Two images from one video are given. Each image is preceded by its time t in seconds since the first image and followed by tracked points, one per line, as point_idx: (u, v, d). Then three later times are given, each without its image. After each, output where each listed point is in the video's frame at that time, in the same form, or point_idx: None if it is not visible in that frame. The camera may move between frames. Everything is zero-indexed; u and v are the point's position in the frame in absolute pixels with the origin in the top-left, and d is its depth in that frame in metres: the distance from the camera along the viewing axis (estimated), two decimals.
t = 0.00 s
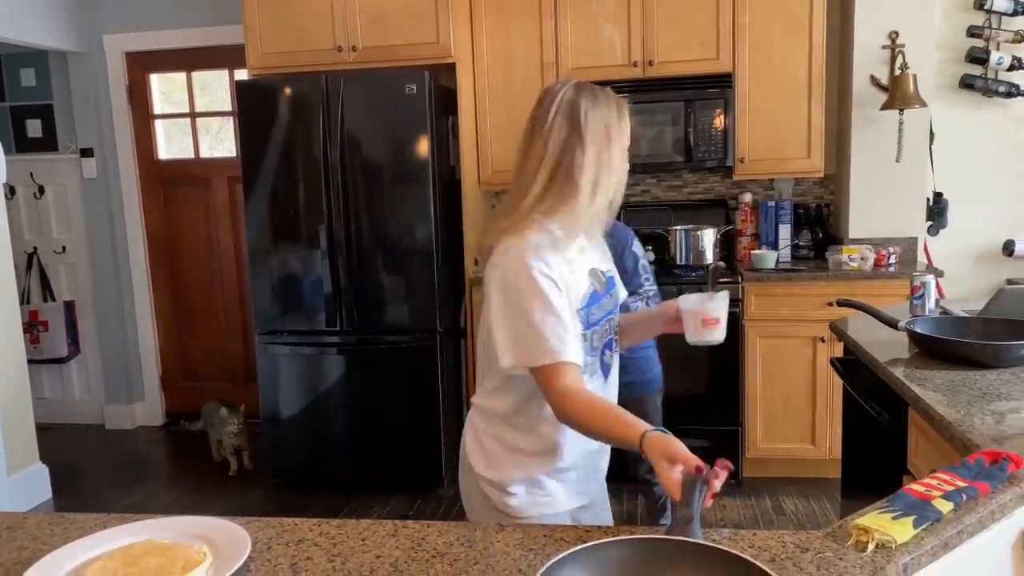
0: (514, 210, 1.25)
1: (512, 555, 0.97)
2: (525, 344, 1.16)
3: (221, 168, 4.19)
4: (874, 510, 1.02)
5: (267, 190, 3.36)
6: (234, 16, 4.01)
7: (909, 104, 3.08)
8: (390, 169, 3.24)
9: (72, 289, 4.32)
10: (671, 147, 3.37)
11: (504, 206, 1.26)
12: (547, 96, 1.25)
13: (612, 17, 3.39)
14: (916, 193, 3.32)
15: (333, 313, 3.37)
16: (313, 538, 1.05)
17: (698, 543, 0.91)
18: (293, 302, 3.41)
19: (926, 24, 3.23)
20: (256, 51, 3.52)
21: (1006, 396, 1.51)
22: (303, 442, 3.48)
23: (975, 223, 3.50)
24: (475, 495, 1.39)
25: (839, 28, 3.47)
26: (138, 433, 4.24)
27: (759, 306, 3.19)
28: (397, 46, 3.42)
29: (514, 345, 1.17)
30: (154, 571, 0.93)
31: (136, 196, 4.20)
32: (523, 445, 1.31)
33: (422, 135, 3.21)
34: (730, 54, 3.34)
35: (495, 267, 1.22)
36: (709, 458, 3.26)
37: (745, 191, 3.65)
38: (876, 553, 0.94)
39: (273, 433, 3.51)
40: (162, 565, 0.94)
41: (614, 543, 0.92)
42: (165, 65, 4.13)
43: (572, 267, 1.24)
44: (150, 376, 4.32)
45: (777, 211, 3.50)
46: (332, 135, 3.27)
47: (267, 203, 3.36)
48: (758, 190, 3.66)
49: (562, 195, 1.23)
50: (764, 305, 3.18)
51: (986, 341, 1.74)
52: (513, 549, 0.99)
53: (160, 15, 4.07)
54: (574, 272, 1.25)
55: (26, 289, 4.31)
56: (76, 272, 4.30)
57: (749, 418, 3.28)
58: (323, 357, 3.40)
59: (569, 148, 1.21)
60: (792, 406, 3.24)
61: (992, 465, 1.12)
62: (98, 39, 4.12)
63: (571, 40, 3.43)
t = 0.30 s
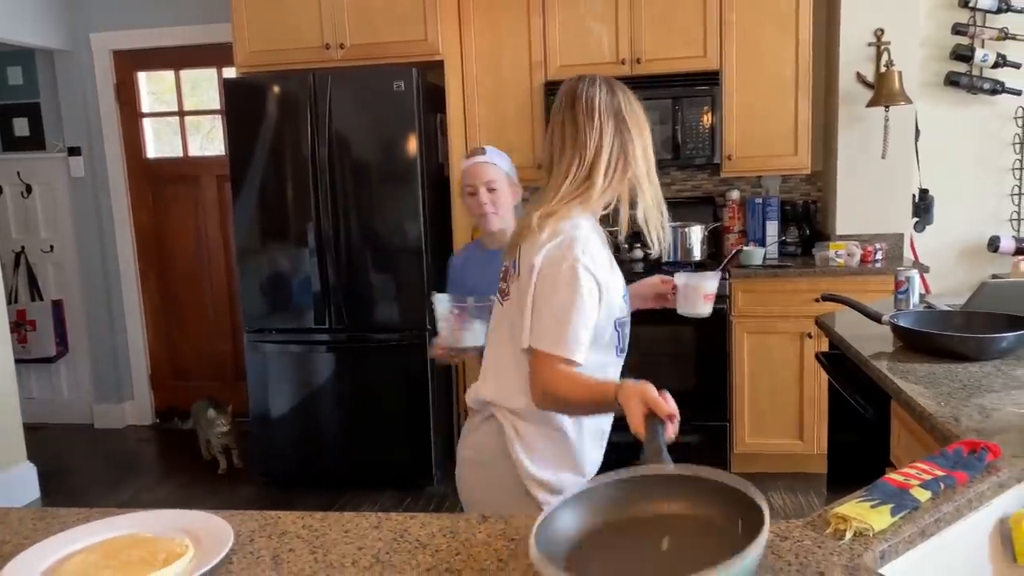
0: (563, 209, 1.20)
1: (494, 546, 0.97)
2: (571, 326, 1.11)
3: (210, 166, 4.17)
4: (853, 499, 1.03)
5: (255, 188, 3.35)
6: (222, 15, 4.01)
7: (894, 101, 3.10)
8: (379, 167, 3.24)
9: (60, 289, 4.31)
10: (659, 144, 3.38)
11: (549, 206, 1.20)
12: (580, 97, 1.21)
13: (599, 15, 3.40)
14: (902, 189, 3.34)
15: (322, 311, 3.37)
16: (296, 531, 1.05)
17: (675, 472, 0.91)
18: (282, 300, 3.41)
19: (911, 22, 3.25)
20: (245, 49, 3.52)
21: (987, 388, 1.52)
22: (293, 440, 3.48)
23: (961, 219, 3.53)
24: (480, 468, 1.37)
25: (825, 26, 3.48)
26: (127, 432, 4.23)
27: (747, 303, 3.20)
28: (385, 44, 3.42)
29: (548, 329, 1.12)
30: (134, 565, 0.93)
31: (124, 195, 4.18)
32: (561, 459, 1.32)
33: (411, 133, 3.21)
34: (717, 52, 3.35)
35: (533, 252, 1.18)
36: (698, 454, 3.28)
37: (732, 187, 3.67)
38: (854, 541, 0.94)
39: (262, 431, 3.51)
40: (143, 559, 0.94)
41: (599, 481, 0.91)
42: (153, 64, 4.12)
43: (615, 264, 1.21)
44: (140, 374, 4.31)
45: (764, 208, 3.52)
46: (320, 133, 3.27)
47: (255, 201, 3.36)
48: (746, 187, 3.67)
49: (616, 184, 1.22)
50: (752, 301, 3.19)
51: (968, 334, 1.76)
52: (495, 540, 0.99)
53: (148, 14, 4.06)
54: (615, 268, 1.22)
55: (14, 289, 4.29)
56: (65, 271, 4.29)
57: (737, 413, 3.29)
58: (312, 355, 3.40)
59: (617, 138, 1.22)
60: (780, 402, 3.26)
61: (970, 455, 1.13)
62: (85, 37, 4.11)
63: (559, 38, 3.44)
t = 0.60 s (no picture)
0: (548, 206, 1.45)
1: (478, 552, 0.97)
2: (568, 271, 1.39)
3: (197, 168, 4.15)
4: (835, 502, 1.03)
5: (243, 189, 3.34)
6: (209, 15, 3.99)
7: (881, 102, 3.11)
8: (367, 169, 3.23)
9: (47, 291, 4.29)
10: (647, 145, 3.39)
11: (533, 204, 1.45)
12: (561, 120, 1.44)
13: (587, 15, 3.40)
14: (888, 190, 3.35)
15: (310, 313, 3.36)
16: (280, 537, 1.05)
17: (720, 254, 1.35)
18: (270, 303, 3.40)
19: (897, 23, 3.27)
20: (232, 50, 3.51)
21: (971, 389, 1.53)
22: (282, 443, 3.47)
23: (947, 219, 3.55)
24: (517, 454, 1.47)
25: (812, 27, 3.50)
26: (114, 435, 4.22)
27: (734, 303, 3.21)
28: (373, 45, 3.41)
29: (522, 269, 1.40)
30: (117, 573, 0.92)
31: (111, 196, 4.17)
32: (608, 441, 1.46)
33: (399, 134, 3.20)
34: (704, 53, 3.36)
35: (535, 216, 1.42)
36: (687, 453, 3.28)
37: (720, 188, 3.68)
38: (836, 544, 0.95)
39: (251, 434, 3.50)
40: (126, 566, 0.94)
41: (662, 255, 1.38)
42: (140, 65, 4.10)
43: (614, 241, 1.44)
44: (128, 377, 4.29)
45: (752, 207, 3.55)
46: (308, 134, 3.26)
47: (243, 202, 3.35)
48: (733, 188, 3.69)
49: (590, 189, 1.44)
50: (739, 302, 3.20)
51: (952, 335, 1.77)
52: (479, 546, 0.99)
53: (134, 14, 4.04)
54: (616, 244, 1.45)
55: None
56: (52, 274, 4.27)
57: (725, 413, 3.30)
58: (301, 356, 3.39)
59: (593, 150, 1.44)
60: (768, 402, 3.27)
61: (952, 456, 1.14)
62: (71, 37, 4.08)
63: (546, 39, 3.44)
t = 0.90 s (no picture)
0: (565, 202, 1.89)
1: (466, 559, 0.97)
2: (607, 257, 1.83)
3: (184, 170, 4.13)
4: (823, 506, 1.03)
5: (231, 192, 3.32)
6: (194, 16, 3.97)
7: (868, 103, 3.12)
8: (356, 171, 3.22)
9: (32, 295, 4.25)
10: (636, 147, 3.39)
11: (553, 199, 1.89)
12: (563, 122, 1.91)
13: (575, 17, 3.40)
14: (875, 191, 3.37)
15: (298, 316, 3.35)
16: (267, 545, 1.04)
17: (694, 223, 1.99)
18: (258, 306, 3.38)
19: (884, 24, 3.28)
20: (218, 52, 3.49)
21: (958, 390, 1.54)
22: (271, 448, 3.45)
23: (934, 219, 3.57)
24: (575, 409, 1.93)
25: (799, 28, 3.51)
26: (102, 440, 4.19)
27: (723, 304, 3.22)
28: (360, 47, 3.40)
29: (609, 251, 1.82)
30: None
31: (97, 203, 4.13)
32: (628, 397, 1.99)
33: (387, 136, 3.19)
34: (692, 53, 3.37)
35: (585, 208, 1.84)
36: (678, 454, 3.29)
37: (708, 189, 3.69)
38: (824, 548, 0.95)
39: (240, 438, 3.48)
40: None
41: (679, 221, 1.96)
42: (126, 66, 4.07)
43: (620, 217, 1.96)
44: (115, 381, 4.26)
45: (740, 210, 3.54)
46: (295, 136, 3.25)
47: (231, 205, 3.33)
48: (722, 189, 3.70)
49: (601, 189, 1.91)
50: (728, 303, 3.21)
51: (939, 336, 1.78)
52: (467, 553, 0.99)
53: (118, 15, 4.01)
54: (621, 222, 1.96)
55: None
56: (37, 277, 4.23)
57: (715, 414, 3.31)
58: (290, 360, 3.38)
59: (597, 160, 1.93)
60: (758, 403, 3.28)
61: (938, 459, 1.15)
62: (55, 39, 4.05)
63: (535, 40, 3.44)
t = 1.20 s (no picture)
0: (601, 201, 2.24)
1: (452, 567, 0.96)
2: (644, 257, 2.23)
3: (171, 172, 4.10)
4: (810, 511, 1.03)
5: (218, 195, 3.31)
6: (181, 18, 3.95)
7: (855, 105, 3.13)
8: (344, 173, 3.21)
9: (17, 299, 4.21)
10: (625, 148, 3.39)
11: (585, 198, 2.23)
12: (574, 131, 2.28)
13: (563, 19, 3.40)
14: (862, 193, 3.38)
15: (286, 319, 3.34)
16: (251, 554, 1.04)
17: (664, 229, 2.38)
18: (246, 309, 3.36)
19: (871, 27, 3.29)
20: (205, 54, 3.47)
21: (944, 393, 1.54)
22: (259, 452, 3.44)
23: (921, 220, 3.58)
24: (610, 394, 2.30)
25: (786, 30, 3.52)
26: (88, 444, 4.16)
27: (711, 306, 3.22)
28: (348, 49, 3.39)
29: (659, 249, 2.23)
30: None
31: (83, 204, 4.10)
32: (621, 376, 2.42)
33: (375, 138, 3.18)
34: (680, 56, 3.37)
35: (634, 215, 2.23)
36: (667, 456, 3.29)
37: (697, 191, 3.69)
38: (810, 554, 0.95)
39: (228, 442, 3.46)
40: None
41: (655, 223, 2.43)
42: (112, 67, 4.04)
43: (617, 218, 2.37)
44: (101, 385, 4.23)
45: (728, 211, 3.57)
46: (283, 138, 3.23)
47: (218, 208, 3.31)
48: (710, 191, 3.71)
49: (618, 188, 2.30)
50: (716, 305, 3.22)
51: (925, 339, 1.78)
52: (452, 562, 0.98)
53: (104, 17, 3.99)
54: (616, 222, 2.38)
55: None
56: (23, 281, 4.20)
57: (704, 415, 3.31)
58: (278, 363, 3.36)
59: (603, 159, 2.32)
60: (746, 404, 3.29)
61: (925, 463, 1.15)
62: (41, 40, 4.02)
63: (523, 42, 3.44)
